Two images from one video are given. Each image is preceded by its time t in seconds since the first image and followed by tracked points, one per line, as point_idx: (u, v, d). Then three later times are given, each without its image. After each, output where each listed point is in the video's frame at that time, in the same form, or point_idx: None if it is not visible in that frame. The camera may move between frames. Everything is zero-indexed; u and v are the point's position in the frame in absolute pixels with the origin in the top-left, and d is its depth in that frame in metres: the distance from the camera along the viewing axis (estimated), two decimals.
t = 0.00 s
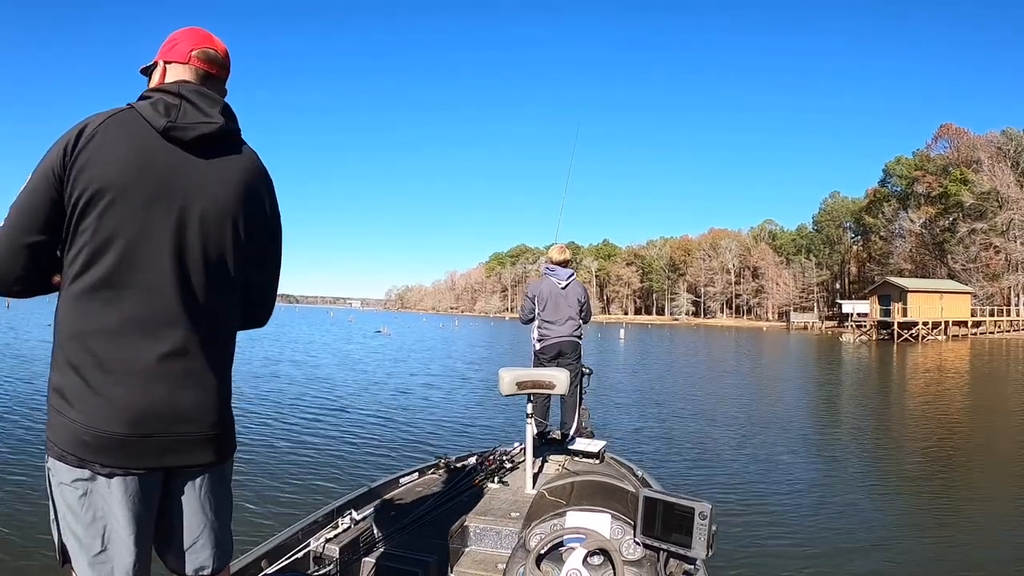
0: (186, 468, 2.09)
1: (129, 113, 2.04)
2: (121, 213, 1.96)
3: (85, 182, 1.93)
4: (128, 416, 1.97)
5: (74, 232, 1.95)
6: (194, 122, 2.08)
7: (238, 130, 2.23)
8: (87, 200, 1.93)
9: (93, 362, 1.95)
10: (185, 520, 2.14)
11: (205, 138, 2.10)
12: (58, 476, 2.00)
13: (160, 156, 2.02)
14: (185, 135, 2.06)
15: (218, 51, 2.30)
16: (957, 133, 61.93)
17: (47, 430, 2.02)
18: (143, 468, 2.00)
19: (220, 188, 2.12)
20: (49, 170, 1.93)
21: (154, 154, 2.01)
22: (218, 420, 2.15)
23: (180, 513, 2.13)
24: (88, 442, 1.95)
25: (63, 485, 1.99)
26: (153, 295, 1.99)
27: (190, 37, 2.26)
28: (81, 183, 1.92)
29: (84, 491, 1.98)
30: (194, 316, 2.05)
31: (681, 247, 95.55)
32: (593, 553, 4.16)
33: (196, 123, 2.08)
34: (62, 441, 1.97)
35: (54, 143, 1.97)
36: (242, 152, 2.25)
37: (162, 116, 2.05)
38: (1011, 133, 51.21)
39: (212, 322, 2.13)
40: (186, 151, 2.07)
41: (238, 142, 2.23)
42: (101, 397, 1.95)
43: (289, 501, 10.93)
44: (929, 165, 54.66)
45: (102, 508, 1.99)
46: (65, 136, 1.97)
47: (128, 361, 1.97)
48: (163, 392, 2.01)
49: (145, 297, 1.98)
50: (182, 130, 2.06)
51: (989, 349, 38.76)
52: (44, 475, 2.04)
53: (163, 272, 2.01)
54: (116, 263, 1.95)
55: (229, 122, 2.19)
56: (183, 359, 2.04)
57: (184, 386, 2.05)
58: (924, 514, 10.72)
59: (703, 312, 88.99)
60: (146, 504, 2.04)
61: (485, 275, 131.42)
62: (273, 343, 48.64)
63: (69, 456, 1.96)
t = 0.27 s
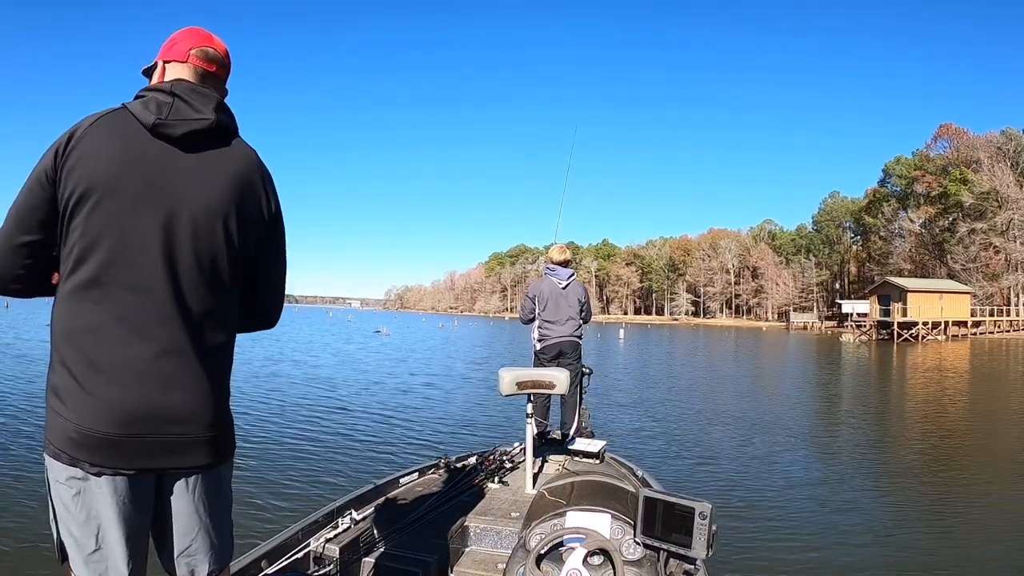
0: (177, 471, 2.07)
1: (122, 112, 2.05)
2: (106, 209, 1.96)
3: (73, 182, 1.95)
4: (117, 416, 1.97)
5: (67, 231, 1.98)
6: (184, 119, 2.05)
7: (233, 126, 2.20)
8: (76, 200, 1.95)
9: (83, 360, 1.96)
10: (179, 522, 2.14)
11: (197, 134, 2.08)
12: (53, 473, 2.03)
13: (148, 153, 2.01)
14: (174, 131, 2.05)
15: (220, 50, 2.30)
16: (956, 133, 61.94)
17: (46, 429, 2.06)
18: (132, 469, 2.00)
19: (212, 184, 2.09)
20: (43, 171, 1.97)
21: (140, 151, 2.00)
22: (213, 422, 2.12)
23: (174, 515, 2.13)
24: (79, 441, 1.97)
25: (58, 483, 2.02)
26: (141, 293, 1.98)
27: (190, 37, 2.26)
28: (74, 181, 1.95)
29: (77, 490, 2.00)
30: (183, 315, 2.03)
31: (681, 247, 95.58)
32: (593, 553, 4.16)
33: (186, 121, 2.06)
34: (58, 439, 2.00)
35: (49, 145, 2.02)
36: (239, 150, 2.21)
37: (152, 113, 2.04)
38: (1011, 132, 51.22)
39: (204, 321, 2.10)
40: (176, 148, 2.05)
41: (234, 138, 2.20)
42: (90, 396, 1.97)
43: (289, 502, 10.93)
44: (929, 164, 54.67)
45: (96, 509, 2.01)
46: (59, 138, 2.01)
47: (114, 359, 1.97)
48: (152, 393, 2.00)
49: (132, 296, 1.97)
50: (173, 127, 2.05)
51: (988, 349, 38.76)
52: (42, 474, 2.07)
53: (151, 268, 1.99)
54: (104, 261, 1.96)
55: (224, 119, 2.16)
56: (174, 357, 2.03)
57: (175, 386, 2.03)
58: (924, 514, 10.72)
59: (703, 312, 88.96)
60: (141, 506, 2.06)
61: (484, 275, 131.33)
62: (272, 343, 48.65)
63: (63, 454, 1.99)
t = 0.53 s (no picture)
0: (168, 472, 2.07)
1: (114, 114, 2.09)
2: (93, 207, 2.00)
3: (63, 184, 2.01)
4: (105, 413, 1.99)
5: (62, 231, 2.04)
6: (170, 117, 2.05)
7: (226, 123, 2.18)
8: (67, 199, 2.01)
9: (74, 358, 2.00)
10: (171, 525, 2.14)
11: (184, 130, 2.07)
12: (48, 472, 2.08)
13: (133, 150, 2.03)
14: (160, 128, 2.05)
15: (217, 51, 2.30)
16: (956, 133, 61.97)
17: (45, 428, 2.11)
18: (120, 468, 2.02)
19: (199, 177, 2.06)
20: (39, 176, 2.05)
21: (126, 151, 2.02)
22: (206, 423, 2.11)
23: (166, 516, 2.13)
24: (70, 438, 2.00)
25: (52, 482, 2.07)
26: (127, 288, 1.99)
27: (185, 38, 2.27)
28: (65, 181, 2.01)
29: (70, 490, 2.03)
30: (170, 310, 2.02)
31: (680, 248, 95.57)
32: (593, 553, 4.16)
33: (172, 117, 2.06)
34: (52, 437, 2.05)
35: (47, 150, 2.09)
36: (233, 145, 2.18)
37: (140, 112, 2.06)
38: (1010, 133, 51.25)
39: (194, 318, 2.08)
40: (162, 147, 2.05)
41: (228, 134, 2.18)
42: (80, 394, 2.00)
43: (289, 502, 10.92)
44: (928, 165, 54.68)
45: (86, 509, 2.04)
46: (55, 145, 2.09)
47: (100, 355, 1.99)
48: (138, 391, 2.00)
49: (119, 293, 1.99)
50: (158, 123, 2.05)
51: (988, 349, 38.76)
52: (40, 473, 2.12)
53: (137, 263, 1.99)
54: (92, 258, 1.99)
55: (213, 113, 2.14)
56: (163, 354, 2.03)
57: (163, 386, 2.02)
58: (923, 514, 10.74)
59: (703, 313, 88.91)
60: (131, 507, 2.08)
61: (484, 275, 131.29)
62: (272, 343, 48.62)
63: (56, 452, 2.04)
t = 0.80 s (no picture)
0: (158, 473, 2.06)
1: (105, 115, 2.11)
2: (81, 207, 2.03)
3: (55, 186, 2.05)
4: (93, 413, 2.01)
5: (56, 232, 2.08)
6: (156, 116, 2.06)
7: (215, 119, 2.17)
8: (60, 201, 2.05)
9: (65, 357, 2.03)
10: (164, 526, 2.14)
11: (170, 127, 2.07)
12: (45, 469, 2.10)
13: (118, 149, 2.04)
14: (146, 126, 2.05)
15: (207, 47, 2.29)
16: (955, 133, 62.04)
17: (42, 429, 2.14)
18: (109, 467, 2.03)
19: (184, 173, 2.05)
20: (37, 179, 2.10)
21: (113, 152, 2.03)
22: (198, 424, 2.10)
23: (158, 515, 2.14)
24: (64, 436, 2.04)
25: (48, 479, 2.10)
26: (112, 286, 2.00)
27: (176, 37, 2.27)
28: (56, 183, 2.05)
29: (64, 487, 2.06)
30: (157, 310, 2.02)
31: (680, 248, 95.59)
32: (593, 553, 4.16)
33: (159, 115, 2.06)
34: (47, 438, 2.08)
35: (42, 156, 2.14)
36: (224, 141, 2.17)
37: (128, 112, 2.07)
38: (1010, 133, 51.30)
39: (182, 317, 2.06)
40: (149, 143, 2.06)
41: (218, 131, 2.16)
42: (71, 394, 2.02)
43: (289, 502, 10.93)
44: (928, 165, 54.73)
45: (80, 509, 2.06)
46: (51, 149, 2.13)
47: (88, 354, 2.01)
48: (126, 391, 2.00)
49: (107, 293, 2.00)
50: (143, 121, 2.06)
51: (988, 349, 38.78)
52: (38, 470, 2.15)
53: (123, 261, 2.00)
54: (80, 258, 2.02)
55: (200, 110, 2.13)
56: (151, 353, 2.02)
57: (150, 387, 2.02)
58: (922, 514, 10.79)
59: (702, 313, 88.92)
60: (123, 509, 2.11)
61: (484, 275, 131.38)
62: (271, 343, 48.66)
63: (50, 451, 2.08)
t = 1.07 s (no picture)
0: (148, 474, 2.06)
1: (95, 117, 2.13)
2: (70, 209, 2.05)
3: (48, 188, 2.09)
4: (83, 412, 2.02)
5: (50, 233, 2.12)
6: (141, 114, 2.05)
7: (202, 115, 2.15)
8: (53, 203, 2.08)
9: (57, 357, 2.05)
10: (158, 525, 2.15)
11: (155, 123, 2.06)
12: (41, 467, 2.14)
13: (104, 149, 2.06)
14: (131, 125, 2.05)
15: (194, 43, 2.27)
16: (955, 134, 62.07)
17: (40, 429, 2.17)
18: (99, 466, 2.04)
19: (167, 169, 2.03)
20: (33, 182, 2.15)
21: (100, 152, 2.05)
22: (190, 423, 2.09)
23: (152, 514, 2.14)
24: (57, 435, 2.06)
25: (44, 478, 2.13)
26: (99, 282, 2.01)
27: (166, 35, 2.27)
28: (49, 185, 2.09)
29: (58, 486, 2.08)
30: (142, 308, 2.01)
31: (680, 248, 95.56)
32: (593, 553, 4.16)
33: (143, 114, 2.06)
34: (43, 436, 2.11)
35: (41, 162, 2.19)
36: (211, 137, 2.14)
37: (115, 111, 2.08)
38: (1009, 134, 51.31)
39: (168, 316, 2.05)
40: (134, 143, 2.06)
41: (205, 127, 2.14)
42: (63, 393, 2.05)
43: (289, 502, 10.93)
44: (928, 165, 54.72)
45: (74, 508, 2.08)
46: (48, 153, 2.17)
47: (79, 352, 2.03)
48: (113, 389, 2.01)
49: (93, 292, 2.02)
50: (128, 119, 2.06)
51: (988, 350, 38.79)
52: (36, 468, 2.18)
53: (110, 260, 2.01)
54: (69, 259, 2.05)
55: (185, 106, 2.12)
56: (138, 351, 2.02)
57: (136, 386, 2.01)
58: (921, 514, 10.81)
59: (702, 313, 88.90)
60: (116, 508, 2.12)
61: (483, 275, 131.33)
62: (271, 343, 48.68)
63: (46, 449, 2.11)
